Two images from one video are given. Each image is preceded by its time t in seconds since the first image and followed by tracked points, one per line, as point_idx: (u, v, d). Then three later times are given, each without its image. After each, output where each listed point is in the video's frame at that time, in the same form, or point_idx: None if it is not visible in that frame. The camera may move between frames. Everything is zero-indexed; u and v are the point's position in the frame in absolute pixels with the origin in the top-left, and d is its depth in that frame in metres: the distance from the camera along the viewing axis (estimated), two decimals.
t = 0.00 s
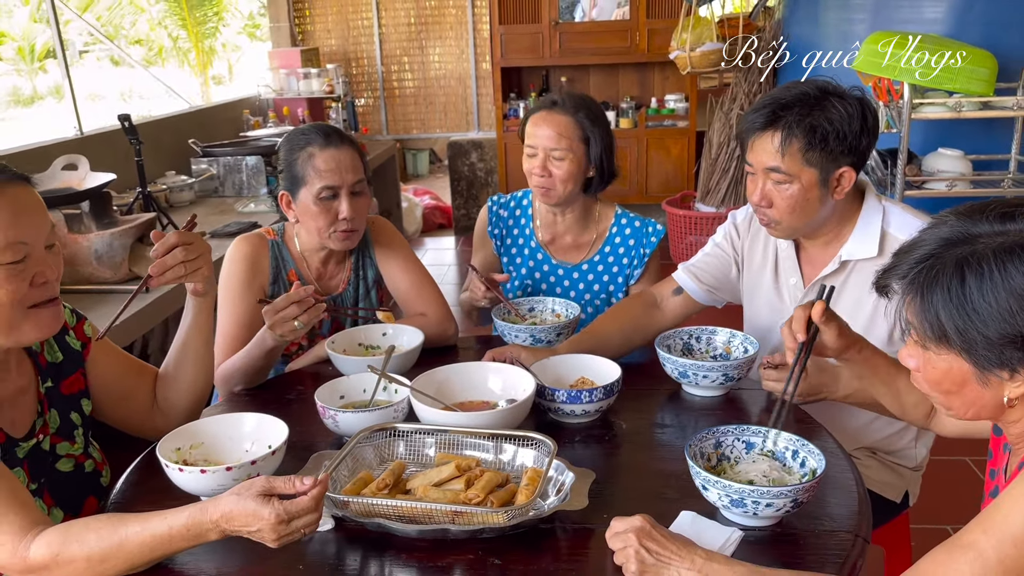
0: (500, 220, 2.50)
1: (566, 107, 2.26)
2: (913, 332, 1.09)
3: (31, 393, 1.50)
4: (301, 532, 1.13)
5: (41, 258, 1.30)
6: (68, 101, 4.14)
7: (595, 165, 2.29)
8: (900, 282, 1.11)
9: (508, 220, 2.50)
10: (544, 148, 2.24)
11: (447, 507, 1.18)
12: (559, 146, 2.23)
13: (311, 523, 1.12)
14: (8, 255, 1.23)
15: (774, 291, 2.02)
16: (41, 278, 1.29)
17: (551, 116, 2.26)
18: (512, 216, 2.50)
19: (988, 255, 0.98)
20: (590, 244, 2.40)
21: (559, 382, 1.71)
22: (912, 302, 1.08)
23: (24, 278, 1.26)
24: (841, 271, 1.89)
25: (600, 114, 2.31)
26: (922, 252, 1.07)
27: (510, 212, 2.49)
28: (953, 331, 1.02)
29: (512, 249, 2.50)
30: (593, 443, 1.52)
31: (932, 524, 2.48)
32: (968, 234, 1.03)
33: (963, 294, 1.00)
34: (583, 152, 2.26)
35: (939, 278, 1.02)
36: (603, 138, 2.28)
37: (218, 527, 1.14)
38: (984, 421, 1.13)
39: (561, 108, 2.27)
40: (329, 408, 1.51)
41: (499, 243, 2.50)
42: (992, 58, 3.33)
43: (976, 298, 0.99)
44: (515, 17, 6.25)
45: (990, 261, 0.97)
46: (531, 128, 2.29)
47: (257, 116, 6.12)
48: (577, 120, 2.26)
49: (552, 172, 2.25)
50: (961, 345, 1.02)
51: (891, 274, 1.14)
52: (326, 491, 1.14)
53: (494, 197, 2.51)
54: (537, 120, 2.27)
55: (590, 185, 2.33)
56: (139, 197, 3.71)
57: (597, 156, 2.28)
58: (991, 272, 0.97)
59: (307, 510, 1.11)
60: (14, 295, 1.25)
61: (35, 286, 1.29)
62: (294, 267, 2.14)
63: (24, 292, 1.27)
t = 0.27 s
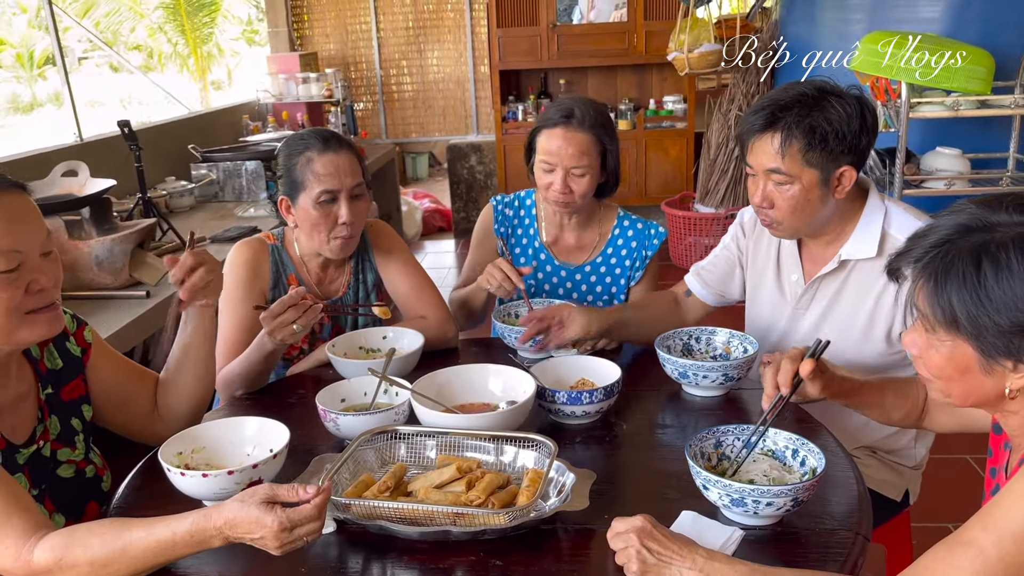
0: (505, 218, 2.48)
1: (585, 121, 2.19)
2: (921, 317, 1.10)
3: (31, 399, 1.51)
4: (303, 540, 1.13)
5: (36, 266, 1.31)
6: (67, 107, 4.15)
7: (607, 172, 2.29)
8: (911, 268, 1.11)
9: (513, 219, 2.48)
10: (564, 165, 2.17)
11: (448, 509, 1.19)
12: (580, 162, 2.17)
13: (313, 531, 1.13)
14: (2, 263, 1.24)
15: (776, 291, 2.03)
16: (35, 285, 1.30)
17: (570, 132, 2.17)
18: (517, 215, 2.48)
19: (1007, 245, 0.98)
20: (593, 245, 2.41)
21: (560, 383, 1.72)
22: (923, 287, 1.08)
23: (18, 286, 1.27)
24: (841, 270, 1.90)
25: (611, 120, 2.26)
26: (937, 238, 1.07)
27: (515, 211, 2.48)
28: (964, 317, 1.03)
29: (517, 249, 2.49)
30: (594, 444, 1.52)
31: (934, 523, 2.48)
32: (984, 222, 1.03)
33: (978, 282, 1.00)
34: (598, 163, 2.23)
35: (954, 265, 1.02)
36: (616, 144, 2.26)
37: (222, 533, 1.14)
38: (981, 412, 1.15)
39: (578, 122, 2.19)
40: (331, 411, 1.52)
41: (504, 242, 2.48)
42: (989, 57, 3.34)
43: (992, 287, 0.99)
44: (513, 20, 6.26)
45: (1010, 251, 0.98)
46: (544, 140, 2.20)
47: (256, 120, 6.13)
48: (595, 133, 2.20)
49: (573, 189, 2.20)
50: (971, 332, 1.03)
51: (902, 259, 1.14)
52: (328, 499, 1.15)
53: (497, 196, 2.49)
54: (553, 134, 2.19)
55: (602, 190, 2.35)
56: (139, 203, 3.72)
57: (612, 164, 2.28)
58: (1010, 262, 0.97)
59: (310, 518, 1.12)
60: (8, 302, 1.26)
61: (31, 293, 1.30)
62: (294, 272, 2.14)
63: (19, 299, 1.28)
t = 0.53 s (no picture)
0: (509, 214, 2.49)
1: (597, 124, 2.18)
2: (918, 301, 1.10)
3: (29, 398, 1.52)
4: (305, 541, 1.14)
5: (25, 266, 1.32)
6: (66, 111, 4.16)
7: (615, 173, 2.29)
8: (910, 252, 1.12)
9: (516, 214, 2.48)
10: (574, 166, 2.16)
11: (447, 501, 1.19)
12: (590, 165, 2.16)
13: (315, 532, 1.13)
14: None
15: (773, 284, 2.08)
16: (25, 286, 1.32)
17: (581, 135, 2.16)
18: (520, 211, 2.48)
19: (1008, 229, 0.99)
20: (597, 243, 2.41)
21: (557, 378, 1.73)
22: (922, 270, 1.09)
23: (8, 288, 1.29)
24: (840, 259, 1.92)
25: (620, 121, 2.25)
26: (938, 221, 1.08)
27: (519, 207, 2.48)
28: (961, 300, 1.03)
29: (518, 245, 2.49)
30: (592, 438, 1.53)
31: (934, 517, 2.49)
32: (985, 207, 1.04)
33: (977, 266, 1.01)
34: (607, 165, 2.23)
35: (954, 248, 1.03)
36: (626, 147, 2.26)
37: (225, 531, 1.15)
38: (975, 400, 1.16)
39: (591, 125, 2.17)
40: (330, 407, 1.53)
41: (507, 236, 2.48)
42: (985, 53, 3.35)
43: (990, 270, 1.00)
44: (510, 22, 6.27)
45: (1011, 236, 0.98)
46: (555, 141, 2.19)
47: (255, 123, 6.14)
48: (605, 136, 2.19)
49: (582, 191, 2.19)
50: (966, 315, 1.04)
51: (902, 243, 1.15)
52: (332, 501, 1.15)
53: (501, 191, 2.49)
54: (563, 136, 2.17)
55: (611, 193, 2.36)
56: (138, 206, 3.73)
57: (621, 167, 2.28)
58: (1010, 246, 0.98)
59: (312, 519, 1.12)
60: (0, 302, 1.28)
61: (20, 295, 1.31)
62: (292, 271, 2.16)
63: (10, 301, 1.29)
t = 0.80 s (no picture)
0: (514, 209, 2.51)
1: (603, 121, 2.19)
2: (914, 291, 1.12)
3: (35, 392, 1.53)
4: (319, 533, 1.17)
5: (25, 263, 1.34)
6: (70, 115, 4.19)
7: (620, 170, 2.31)
8: (904, 243, 1.14)
9: (521, 209, 2.51)
10: (580, 163, 2.18)
11: (453, 487, 1.21)
12: (596, 161, 2.18)
13: (329, 525, 1.16)
14: None
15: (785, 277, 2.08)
16: (26, 282, 1.33)
17: (588, 131, 2.17)
18: (524, 206, 2.51)
19: (998, 216, 1.00)
20: (600, 238, 2.43)
21: (560, 369, 1.75)
22: (915, 261, 1.10)
23: (9, 286, 1.30)
24: (845, 246, 1.94)
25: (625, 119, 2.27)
26: (928, 212, 1.09)
27: (523, 202, 2.50)
28: (956, 289, 1.05)
29: (522, 240, 2.51)
30: (596, 427, 1.55)
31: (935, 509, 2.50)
32: (973, 196, 1.06)
33: (969, 254, 1.02)
34: (613, 162, 2.25)
35: (944, 238, 1.05)
36: (631, 144, 2.28)
37: (240, 522, 1.17)
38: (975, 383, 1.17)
39: (597, 122, 2.19)
40: (336, 399, 1.54)
41: (511, 231, 2.50)
42: (983, 48, 3.37)
43: (983, 257, 1.01)
44: (510, 22, 6.30)
45: (1000, 222, 1.00)
46: (560, 138, 2.20)
47: (256, 125, 6.16)
48: (611, 133, 2.21)
49: (588, 187, 2.21)
50: (961, 303, 1.05)
51: (895, 235, 1.17)
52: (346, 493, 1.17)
53: (506, 186, 2.51)
54: (569, 133, 2.18)
55: (615, 187, 2.37)
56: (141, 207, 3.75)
57: (626, 163, 2.30)
58: (1000, 232, 1.00)
59: (327, 512, 1.15)
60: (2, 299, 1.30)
61: (23, 291, 1.33)
62: (297, 267, 2.18)
63: (13, 298, 1.31)
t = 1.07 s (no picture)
0: (520, 204, 2.51)
1: (610, 116, 2.19)
2: (918, 278, 1.12)
3: (45, 385, 1.50)
4: (338, 526, 1.20)
5: (31, 256, 1.26)
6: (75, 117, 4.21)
7: (627, 164, 2.32)
8: (907, 231, 1.14)
9: (527, 205, 2.51)
10: (588, 158, 2.19)
11: (464, 475, 1.22)
12: (604, 156, 2.19)
13: (348, 518, 1.19)
14: None
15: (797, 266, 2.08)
16: (32, 277, 1.26)
17: (595, 126, 2.18)
18: (530, 201, 2.51)
19: (1002, 199, 1.01)
20: (606, 232, 2.44)
21: (568, 361, 1.76)
22: (919, 248, 1.10)
23: (14, 280, 1.23)
24: (853, 238, 1.95)
25: (632, 114, 2.27)
26: (930, 200, 1.09)
27: (529, 197, 2.50)
28: (960, 274, 1.04)
29: (528, 235, 2.52)
30: (604, 417, 1.55)
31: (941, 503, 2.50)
32: (975, 182, 1.06)
33: (974, 238, 1.02)
34: (619, 156, 2.26)
35: (948, 223, 1.05)
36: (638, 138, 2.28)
37: (260, 514, 1.19)
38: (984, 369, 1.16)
39: (604, 117, 2.19)
40: (346, 390, 1.55)
41: (517, 226, 2.51)
42: (987, 42, 3.37)
43: (987, 241, 1.01)
44: (513, 22, 6.32)
45: (1005, 206, 1.00)
46: (568, 134, 2.21)
47: (260, 126, 6.18)
48: (619, 127, 2.21)
49: (595, 181, 2.22)
50: (966, 288, 1.05)
51: (897, 224, 1.17)
52: (365, 488, 1.21)
53: (511, 181, 2.52)
54: (576, 128, 2.19)
55: (622, 182, 2.38)
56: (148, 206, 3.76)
57: (633, 157, 2.30)
58: (1004, 215, 1.00)
59: (348, 505, 1.18)
60: (7, 296, 1.22)
61: (27, 286, 1.25)
62: (304, 262, 2.19)
63: (18, 292, 1.24)
